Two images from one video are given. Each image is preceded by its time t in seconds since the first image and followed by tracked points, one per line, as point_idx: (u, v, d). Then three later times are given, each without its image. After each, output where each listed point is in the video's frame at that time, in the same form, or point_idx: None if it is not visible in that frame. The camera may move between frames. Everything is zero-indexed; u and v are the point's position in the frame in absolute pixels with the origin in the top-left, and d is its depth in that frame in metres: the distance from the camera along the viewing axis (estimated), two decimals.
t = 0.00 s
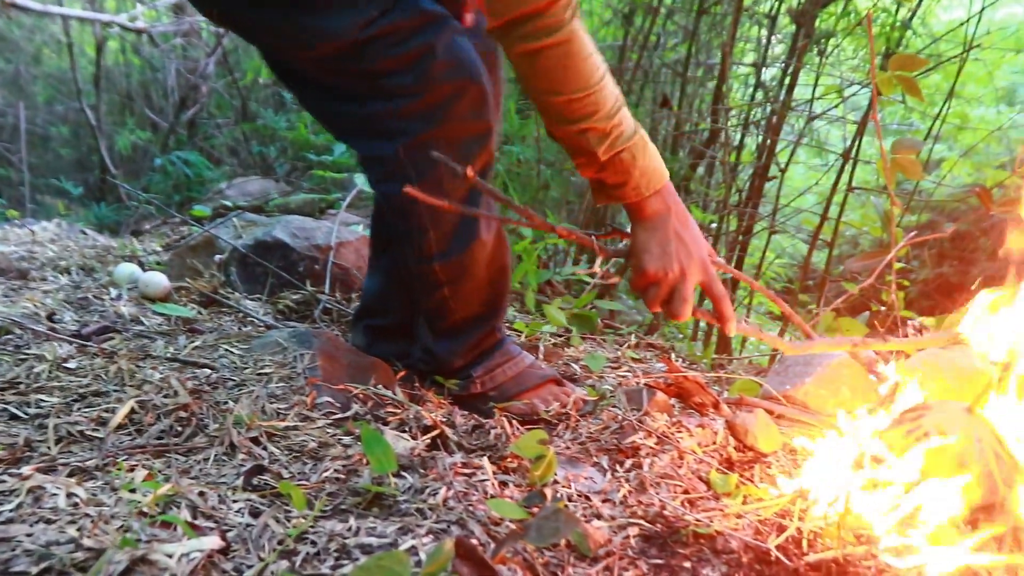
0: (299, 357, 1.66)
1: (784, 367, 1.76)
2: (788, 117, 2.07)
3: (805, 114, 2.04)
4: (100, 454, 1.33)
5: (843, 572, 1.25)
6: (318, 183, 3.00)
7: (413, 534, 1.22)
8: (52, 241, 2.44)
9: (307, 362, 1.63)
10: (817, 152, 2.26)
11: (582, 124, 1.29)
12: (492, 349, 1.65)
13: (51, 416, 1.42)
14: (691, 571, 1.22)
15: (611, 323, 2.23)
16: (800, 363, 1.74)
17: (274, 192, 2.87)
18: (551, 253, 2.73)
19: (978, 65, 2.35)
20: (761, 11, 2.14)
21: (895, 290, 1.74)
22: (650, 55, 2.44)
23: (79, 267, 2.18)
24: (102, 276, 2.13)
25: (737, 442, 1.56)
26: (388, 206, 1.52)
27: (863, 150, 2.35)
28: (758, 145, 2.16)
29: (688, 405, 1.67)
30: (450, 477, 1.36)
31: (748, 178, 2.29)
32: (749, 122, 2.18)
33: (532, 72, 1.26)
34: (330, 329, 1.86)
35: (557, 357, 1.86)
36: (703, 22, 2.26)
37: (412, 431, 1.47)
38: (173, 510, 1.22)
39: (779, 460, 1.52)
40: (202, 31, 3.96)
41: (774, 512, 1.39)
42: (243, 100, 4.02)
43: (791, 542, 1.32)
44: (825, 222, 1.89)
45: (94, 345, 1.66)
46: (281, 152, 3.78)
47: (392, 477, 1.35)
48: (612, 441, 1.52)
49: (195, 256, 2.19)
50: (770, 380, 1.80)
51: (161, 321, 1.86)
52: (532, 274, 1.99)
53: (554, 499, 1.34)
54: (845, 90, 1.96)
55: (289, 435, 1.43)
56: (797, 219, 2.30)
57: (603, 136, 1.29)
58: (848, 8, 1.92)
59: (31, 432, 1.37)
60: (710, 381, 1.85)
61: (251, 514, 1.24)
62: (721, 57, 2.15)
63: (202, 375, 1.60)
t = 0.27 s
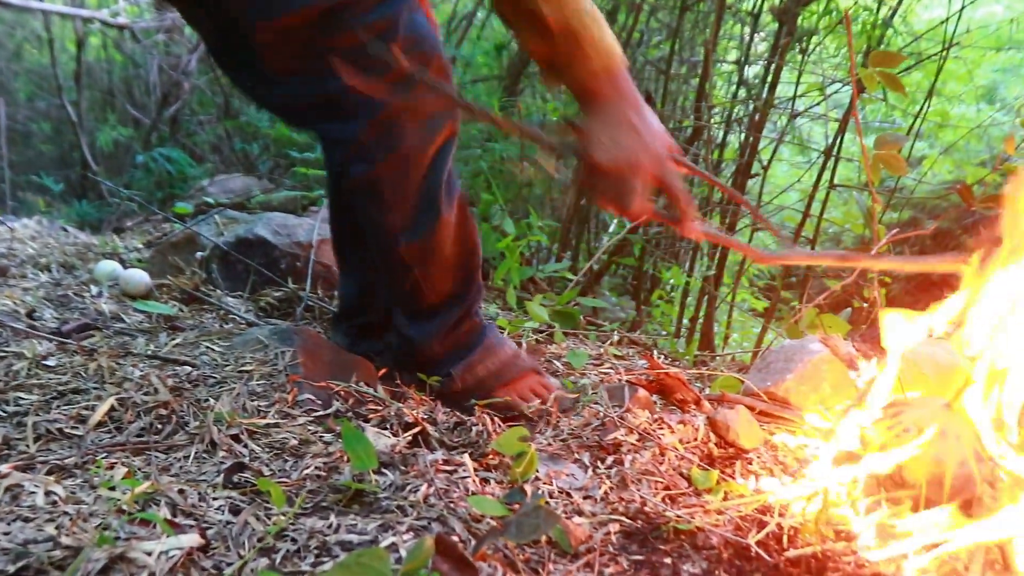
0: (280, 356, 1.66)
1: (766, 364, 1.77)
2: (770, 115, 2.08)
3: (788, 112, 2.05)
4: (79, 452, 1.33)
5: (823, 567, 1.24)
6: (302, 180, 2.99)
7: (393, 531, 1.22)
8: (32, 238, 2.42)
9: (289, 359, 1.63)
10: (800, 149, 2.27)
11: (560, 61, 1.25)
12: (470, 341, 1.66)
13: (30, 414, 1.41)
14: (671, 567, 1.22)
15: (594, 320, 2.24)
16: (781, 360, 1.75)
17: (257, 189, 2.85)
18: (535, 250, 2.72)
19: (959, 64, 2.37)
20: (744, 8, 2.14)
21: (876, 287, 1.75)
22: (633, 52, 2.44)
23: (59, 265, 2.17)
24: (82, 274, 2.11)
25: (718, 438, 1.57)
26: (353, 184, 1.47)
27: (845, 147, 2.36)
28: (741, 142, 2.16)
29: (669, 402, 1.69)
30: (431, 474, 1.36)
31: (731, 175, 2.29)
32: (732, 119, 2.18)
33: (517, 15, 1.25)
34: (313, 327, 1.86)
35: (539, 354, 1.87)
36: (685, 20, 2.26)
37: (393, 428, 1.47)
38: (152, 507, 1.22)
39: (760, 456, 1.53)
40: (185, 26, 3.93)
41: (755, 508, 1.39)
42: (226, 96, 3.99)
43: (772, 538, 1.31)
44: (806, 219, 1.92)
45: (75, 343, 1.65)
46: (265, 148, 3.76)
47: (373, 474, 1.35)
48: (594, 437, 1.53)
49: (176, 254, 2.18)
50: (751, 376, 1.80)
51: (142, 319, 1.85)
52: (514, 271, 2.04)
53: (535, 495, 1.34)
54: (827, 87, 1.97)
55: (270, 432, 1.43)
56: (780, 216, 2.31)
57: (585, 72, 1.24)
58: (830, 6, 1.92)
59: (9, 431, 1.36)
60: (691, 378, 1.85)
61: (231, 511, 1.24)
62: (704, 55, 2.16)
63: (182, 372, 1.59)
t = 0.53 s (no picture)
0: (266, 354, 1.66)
1: (750, 361, 1.78)
2: (756, 113, 2.08)
3: (774, 110, 2.05)
4: (62, 451, 1.32)
5: (806, 563, 1.25)
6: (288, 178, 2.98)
7: (378, 529, 1.22)
8: (14, 235, 2.40)
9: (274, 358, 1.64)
10: (785, 148, 2.27)
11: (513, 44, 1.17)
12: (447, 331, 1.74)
13: (12, 412, 1.40)
14: (656, 564, 1.22)
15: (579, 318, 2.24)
16: (765, 358, 1.76)
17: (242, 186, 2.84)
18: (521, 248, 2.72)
19: (943, 63, 2.38)
20: (730, 7, 2.15)
21: (861, 284, 1.75)
22: (620, 50, 2.44)
23: (42, 262, 2.15)
24: (66, 271, 2.10)
25: (703, 436, 1.58)
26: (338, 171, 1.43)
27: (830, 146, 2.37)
28: (727, 140, 2.17)
29: (653, 399, 1.70)
30: (416, 472, 1.36)
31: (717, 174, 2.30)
32: (718, 117, 2.19)
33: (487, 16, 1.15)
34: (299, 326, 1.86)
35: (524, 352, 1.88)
36: (671, 18, 2.27)
37: (377, 426, 1.48)
38: (136, 506, 1.21)
39: (745, 453, 1.54)
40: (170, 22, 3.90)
41: (739, 505, 1.40)
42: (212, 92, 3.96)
43: (755, 535, 1.32)
44: (792, 217, 1.92)
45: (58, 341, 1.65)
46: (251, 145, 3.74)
47: (358, 472, 1.35)
48: (579, 435, 1.53)
49: (160, 251, 2.17)
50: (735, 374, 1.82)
51: (126, 317, 1.85)
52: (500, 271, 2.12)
53: (519, 493, 1.34)
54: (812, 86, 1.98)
55: (255, 431, 1.43)
56: (765, 215, 2.32)
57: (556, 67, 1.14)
58: (816, 4, 1.93)
59: None
60: (676, 375, 1.86)
61: (215, 510, 1.24)
62: (691, 52, 2.16)
63: (166, 371, 1.59)
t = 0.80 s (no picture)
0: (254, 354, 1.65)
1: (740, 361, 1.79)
2: (746, 114, 2.09)
3: (764, 111, 2.06)
4: (50, 453, 1.32)
5: (795, 562, 1.25)
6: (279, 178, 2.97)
7: (367, 530, 1.22)
8: (3, 236, 2.39)
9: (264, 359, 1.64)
10: (775, 148, 2.28)
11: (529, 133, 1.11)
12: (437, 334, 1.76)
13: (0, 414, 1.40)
14: (645, 564, 1.23)
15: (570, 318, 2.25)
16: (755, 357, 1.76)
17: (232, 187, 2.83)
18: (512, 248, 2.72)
19: (932, 64, 2.39)
20: (720, 8, 2.15)
21: (851, 284, 1.76)
22: (610, 50, 2.46)
23: (32, 264, 2.14)
24: (56, 273, 2.09)
25: (693, 436, 1.58)
26: (288, 175, 1.26)
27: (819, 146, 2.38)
28: (717, 141, 2.18)
29: (643, 399, 1.70)
30: (405, 473, 1.36)
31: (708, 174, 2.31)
32: (709, 118, 2.19)
33: (478, 81, 1.08)
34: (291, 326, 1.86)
35: (514, 353, 1.88)
36: (660, 19, 2.27)
37: (367, 427, 1.48)
38: (124, 507, 1.21)
39: (734, 453, 1.54)
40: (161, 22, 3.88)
41: (729, 505, 1.40)
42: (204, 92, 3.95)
43: (745, 534, 1.32)
44: (783, 217, 1.93)
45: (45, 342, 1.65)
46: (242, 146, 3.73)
47: (347, 473, 1.35)
48: (569, 435, 1.53)
49: (150, 252, 2.17)
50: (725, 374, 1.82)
51: (116, 318, 1.84)
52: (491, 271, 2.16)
53: (509, 494, 1.34)
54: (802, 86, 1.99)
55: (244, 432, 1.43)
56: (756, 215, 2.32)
57: (561, 146, 1.10)
58: (805, 5, 1.94)
59: None
60: (666, 375, 1.86)
61: (204, 511, 1.24)
62: (681, 53, 2.17)
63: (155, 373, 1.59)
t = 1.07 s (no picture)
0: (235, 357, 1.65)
1: (723, 362, 1.79)
2: (732, 116, 2.10)
3: (750, 113, 2.07)
4: (31, 455, 1.32)
5: (776, 563, 1.27)
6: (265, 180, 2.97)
7: (349, 531, 1.22)
8: None
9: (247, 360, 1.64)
10: (761, 150, 2.30)
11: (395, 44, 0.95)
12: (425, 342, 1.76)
13: None
14: (627, 564, 1.23)
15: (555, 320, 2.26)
16: (739, 358, 1.77)
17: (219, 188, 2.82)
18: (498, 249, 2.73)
19: (917, 66, 2.41)
20: (707, 11, 2.16)
21: (835, 286, 1.76)
22: (596, 52, 2.46)
23: (14, 264, 2.13)
24: (39, 274, 2.08)
25: (676, 437, 1.59)
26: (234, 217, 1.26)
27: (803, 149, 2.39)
28: (703, 143, 2.19)
29: (627, 401, 1.71)
30: (388, 474, 1.36)
31: (693, 176, 2.32)
32: (695, 120, 2.20)
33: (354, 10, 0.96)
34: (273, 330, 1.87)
35: (499, 355, 1.89)
36: (647, 21, 2.28)
37: (350, 428, 1.48)
38: (105, 510, 1.21)
39: (718, 454, 1.55)
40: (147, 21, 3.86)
41: (711, 505, 1.41)
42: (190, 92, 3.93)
43: (727, 535, 1.33)
44: (768, 220, 1.95)
45: (27, 344, 1.64)
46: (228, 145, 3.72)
47: (330, 474, 1.36)
48: (553, 436, 1.54)
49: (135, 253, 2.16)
50: (709, 375, 1.83)
51: (99, 319, 1.84)
52: (475, 273, 2.22)
53: (492, 494, 1.35)
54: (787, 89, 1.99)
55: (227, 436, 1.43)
56: (741, 216, 2.34)
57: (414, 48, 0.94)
58: (790, 8, 1.95)
59: None
60: (650, 377, 1.87)
61: (186, 513, 1.23)
62: (667, 55, 2.18)
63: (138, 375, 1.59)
